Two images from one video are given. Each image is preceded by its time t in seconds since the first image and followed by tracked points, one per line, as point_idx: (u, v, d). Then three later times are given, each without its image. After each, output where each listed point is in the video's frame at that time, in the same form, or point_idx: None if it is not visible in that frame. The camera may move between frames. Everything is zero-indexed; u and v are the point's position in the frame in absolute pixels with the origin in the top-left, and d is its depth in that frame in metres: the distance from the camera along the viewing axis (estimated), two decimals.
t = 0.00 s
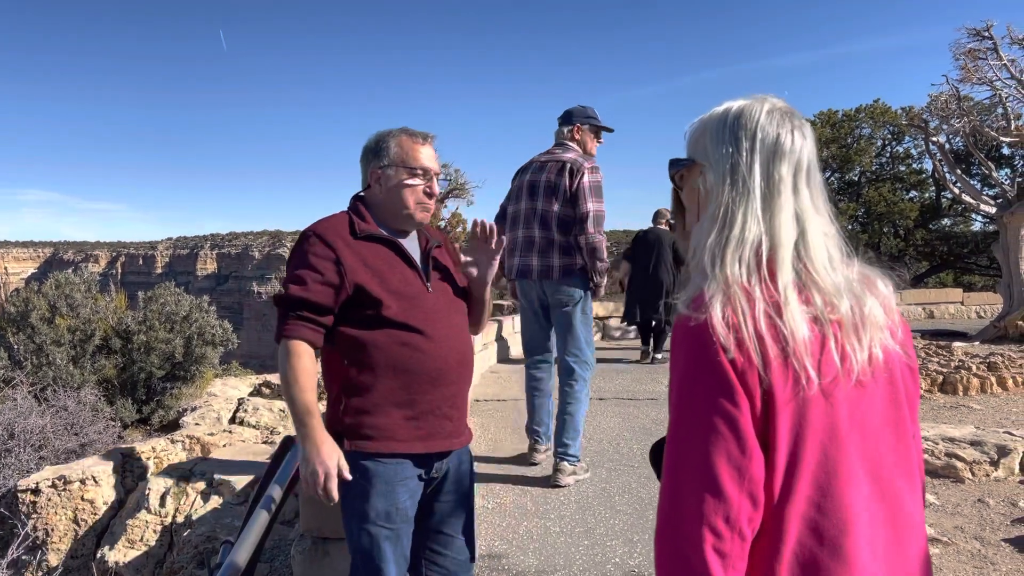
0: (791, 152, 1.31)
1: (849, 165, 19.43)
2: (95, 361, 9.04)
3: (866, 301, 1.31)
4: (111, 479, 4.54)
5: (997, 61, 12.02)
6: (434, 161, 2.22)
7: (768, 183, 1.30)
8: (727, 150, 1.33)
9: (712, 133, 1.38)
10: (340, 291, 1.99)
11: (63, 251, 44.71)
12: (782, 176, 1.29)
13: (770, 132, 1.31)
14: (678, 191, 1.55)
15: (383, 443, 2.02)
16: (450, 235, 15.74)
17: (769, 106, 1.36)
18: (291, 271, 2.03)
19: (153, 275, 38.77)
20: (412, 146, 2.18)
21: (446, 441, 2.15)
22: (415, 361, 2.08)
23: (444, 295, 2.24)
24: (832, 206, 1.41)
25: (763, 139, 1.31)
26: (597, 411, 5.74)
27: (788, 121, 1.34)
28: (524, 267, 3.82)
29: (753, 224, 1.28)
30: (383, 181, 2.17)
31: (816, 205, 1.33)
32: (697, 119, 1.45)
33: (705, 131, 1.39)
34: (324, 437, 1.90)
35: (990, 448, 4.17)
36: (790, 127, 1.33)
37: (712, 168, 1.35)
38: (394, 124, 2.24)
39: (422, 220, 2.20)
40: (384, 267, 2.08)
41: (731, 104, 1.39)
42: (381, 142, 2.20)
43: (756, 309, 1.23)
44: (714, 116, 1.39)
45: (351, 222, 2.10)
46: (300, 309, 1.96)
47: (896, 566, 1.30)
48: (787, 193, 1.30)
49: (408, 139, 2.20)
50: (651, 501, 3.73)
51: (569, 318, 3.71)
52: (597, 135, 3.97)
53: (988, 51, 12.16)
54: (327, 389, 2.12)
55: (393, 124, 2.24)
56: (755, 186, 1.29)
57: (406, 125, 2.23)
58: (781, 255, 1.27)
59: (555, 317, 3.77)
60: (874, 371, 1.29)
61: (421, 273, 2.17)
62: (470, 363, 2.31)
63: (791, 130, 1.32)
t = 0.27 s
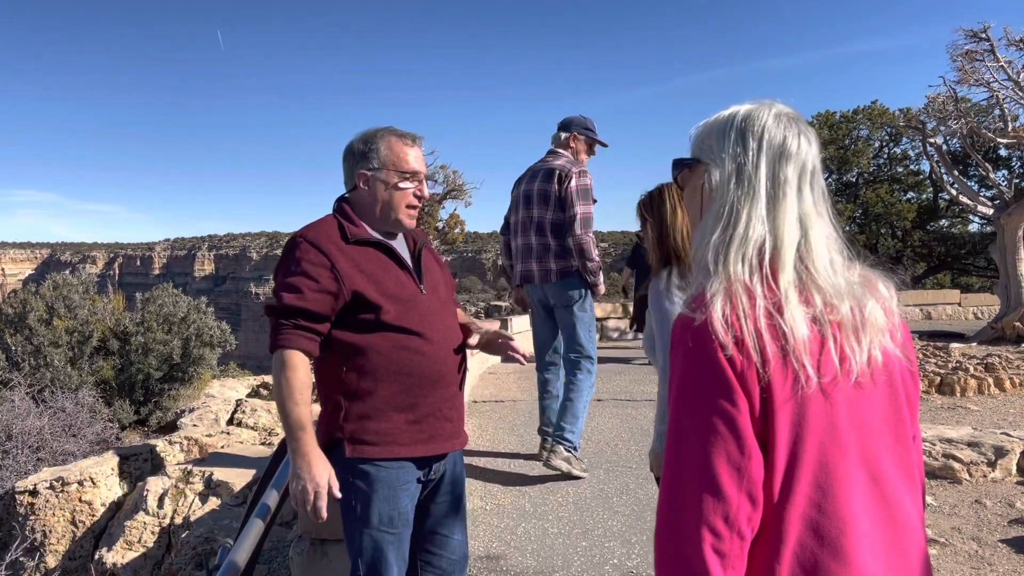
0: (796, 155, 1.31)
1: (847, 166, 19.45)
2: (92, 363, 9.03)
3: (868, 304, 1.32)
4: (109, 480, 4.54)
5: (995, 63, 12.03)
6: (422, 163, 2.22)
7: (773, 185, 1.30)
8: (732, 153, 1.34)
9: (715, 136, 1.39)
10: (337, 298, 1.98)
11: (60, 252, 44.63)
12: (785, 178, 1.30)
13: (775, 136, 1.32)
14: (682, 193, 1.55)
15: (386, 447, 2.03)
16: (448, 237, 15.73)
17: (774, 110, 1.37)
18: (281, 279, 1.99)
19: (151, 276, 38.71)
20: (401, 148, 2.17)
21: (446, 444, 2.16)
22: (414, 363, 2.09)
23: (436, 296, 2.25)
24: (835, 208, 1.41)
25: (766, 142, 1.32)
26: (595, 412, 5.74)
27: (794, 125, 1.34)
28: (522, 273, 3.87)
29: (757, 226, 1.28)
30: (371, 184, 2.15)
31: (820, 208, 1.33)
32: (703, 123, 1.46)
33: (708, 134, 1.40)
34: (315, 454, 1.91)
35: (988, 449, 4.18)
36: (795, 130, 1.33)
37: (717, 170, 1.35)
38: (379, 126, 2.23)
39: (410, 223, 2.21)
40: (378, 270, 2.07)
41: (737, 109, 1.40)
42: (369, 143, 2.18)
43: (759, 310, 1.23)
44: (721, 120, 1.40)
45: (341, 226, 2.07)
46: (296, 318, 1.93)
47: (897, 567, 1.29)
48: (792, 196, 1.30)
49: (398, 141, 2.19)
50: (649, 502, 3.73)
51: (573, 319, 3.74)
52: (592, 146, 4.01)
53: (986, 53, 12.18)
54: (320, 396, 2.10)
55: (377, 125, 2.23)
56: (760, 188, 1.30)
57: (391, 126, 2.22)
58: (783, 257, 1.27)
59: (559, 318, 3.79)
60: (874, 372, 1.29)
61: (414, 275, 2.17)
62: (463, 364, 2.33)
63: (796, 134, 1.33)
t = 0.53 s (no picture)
0: (798, 157, 1.32)
1: (845, 167, 19.46)
2: (91, 363, 9.02)
3: (868, 305, 1.32)
4: (108, 481, 4.53)
5: (993, 64, 12.05)
6: (421, 167, 2.23)
7: (774, 188, 1.31)
8: (733, 155, 1.34)
9: (716, 138, 1.39)
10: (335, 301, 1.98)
11: (59, 253, 44.60)
12: (786, 181, 1.31)
13: (776, 138, 1.32)
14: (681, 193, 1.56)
15: (387, 450, 2.03)
16: (447, 237, 15.73)
17: (775, 112, 1.37)
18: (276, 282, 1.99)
19: (150, 277, 38.68)
20: (400, 152, 2.18)
21: (444, 447, 2.17)
22: (414, 365, 2.10)
23: (432, 299, 2.25)
24: (836, 211, 1.42)
25: (767, 144, 1.32)
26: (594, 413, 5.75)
27: (794, 127, 1.35)
28: (524, 271, 3.95)
29: (759, 228, 1.29)
30: (370, 188, 2.16)
31: (820, 209, 1.34)
32: (704, 124, 1.46)
33: (709, 136, 1.41)
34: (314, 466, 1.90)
35: (986, 450, 4.18)
36: (796, 133, 1.34)
37: (718, 172, 1.36)
38: (375, 128, 2.23)
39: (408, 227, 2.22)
40: (376, 273, 2.07)
41: (738, 110, 1.40)
42: (368, 145, 2.17)
43: (761, 311, 1.23)
44: (721, 122, 1.40)
45: (338, 229, 2.07)
46: (294, 323, 1.93)
47: (898, 568, 1.30)
48: (792, 198, 1.31)
49: (398, 145, 2.18)
50: (648, 503, 3.73)
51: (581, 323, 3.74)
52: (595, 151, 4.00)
53: (984, 54, 12.19)
54: (318, 398, 2.09)
55: (373, 128, 2.23)
56: (760, 191, 1.31)
57: (388, 129, 2.22)
58: (785, 258, 1.28)
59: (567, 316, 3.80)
60: (875, 373, 1.30)
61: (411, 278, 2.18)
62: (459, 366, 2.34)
63: (797, 136, 1.33)
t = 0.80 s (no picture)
0: (801, 157, 1.32)
1: (844, 168, 19.46)
2: (90, 364, 9.01)
3: (873, 305, 1.32)
4: (107, 482, 4.53)
5: (992, 65, 12.06)
6: (422, 172, 2.23)
7: (778, 188, 1.31)
8: (737, 156, 1.34)
9: (720, 138, 1.39)
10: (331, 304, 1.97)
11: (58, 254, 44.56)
12: (791, 181, 1.31)
13: (780, 139, 1.32)
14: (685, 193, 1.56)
15: (386, 455, 2.03)
16: (446, 238, 15.72)
17: (779, 113, 1.37)
18: (272, 283, 1.99)
19: (149, 278, 38.66)
20: (402, 155, 2.17)
21: (441, 450, 2.18)
22: (414, 369, 2.10)
23: (429, 302, 2.26)
24: (840, 211, 1.42)
25: (771, 144, 1.32)
26: (593, 414, 5.75)
27: (798, 128, 1.35)
28: (540, 274, 3.91)
29: (763, 228, 1.29)
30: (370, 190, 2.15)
31: (824, 210, 1.34)
32: (708, 126, 1.46)
33: (714, 136, 1.41)
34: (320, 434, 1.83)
35: (985, 450, 4.19)
36: (800, 133, 1.34)
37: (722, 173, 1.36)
38: (375, 131, 2.23)
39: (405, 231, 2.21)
40: (375, 277, 2.07)
41: (742, 111, 1.40)
42: (370, 148, 2.17)
43: (766, 312, 1.23)
44: (726, 122, 1.40)
45: (336, 231, 2.06)
46: (283, 323, 1.92)
47: (903, 566, 1.30)
48: (797, 198, 1.31)
49: (401, 149, 2.18)
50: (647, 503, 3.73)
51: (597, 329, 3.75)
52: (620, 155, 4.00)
53: (983, 55, 12.20)
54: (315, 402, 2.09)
55: (374, 131, 2.23)
56: (765, 191, 1.31)
57: (389, 132, 2.22)
58: (790, 258, 1.28)
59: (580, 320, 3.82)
60: (879, 373, 1.30)
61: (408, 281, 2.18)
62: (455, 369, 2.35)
63: (800, 137, 1.33)
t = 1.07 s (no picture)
0: (807, 157, 1.32)
1: (844, 168, 19.46)
2: (89, 365, 9.00)
3: (879, 306, 1.32)
4: (106, 482, 4.52)
5: (991, 65, 12.06)
6: (424, 170, 2.23)
7: (785, 187, 1.30)
8: (744, 155, 1.34)
9: (725, 138, 1.39)
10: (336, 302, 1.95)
11: (58, 254, 44.51)
12: (797, 180, 1.31)
13: (786, 139, 1.32)
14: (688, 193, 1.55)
15: (387, 457, 2.02)
16: (446, 238, 15.71)
17: (784, 114, 1.37)
18: (273, 278, 1.95)
19: (148, 278, 38.64)
20: (406, 154, 2.18)
21: (440, 453, 2.18)
22: (416, 371, 2.10)
23: (428, 304, 2.26)
24: (846, 211, 1.42)
25: (777, 143, 1.32)
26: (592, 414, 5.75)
27: (802, 129, 1.35)
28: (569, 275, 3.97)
29: (771, 227, 1.29)
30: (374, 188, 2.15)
31: (831, 210, 1.34)
32: (713, 126, 1.45)
33: (718, 136, 1.41)
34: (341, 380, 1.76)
35: (984, 450, 4.19)
36: (805, 134, 1.34)
37: (729, 172, 1.36)
38: (377, 128, 2.22)
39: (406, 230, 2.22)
40: (379, 276, 2.07)
41: (747, 112, 1.40)
42: (373, 145, 2.16)
43: (774, 311, 1.23)
44: (731, 123, 1.40)
45: (339, 230, 2.05)
46: (283, 310, 1.88)
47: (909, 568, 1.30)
48: (803, 197, 1.31)
49: (404, 146, 2.18)
50: (646, 504, 3.73)
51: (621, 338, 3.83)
52: (650, 155, 4.03)
53: (982, 56, 12.20)
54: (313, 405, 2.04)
55: (376, 128, 2.22)
56: (772, 190, 1.30)
57: (391, 129, 2.22)
58: (797, 258, 1.28)
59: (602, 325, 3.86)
60: (886, 374, 1.30)
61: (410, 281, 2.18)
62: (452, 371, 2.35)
63: (806, 138, 1.33)
